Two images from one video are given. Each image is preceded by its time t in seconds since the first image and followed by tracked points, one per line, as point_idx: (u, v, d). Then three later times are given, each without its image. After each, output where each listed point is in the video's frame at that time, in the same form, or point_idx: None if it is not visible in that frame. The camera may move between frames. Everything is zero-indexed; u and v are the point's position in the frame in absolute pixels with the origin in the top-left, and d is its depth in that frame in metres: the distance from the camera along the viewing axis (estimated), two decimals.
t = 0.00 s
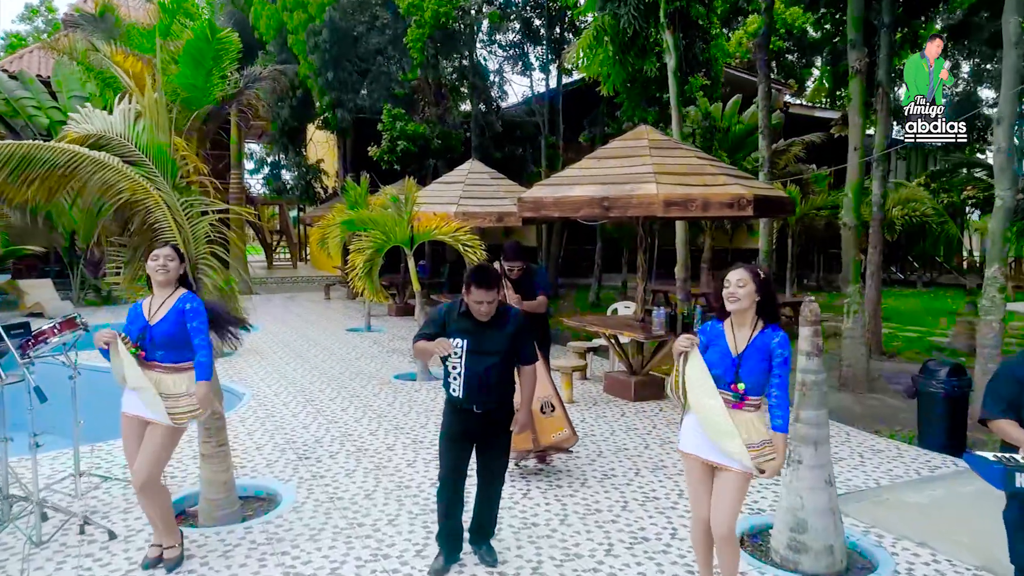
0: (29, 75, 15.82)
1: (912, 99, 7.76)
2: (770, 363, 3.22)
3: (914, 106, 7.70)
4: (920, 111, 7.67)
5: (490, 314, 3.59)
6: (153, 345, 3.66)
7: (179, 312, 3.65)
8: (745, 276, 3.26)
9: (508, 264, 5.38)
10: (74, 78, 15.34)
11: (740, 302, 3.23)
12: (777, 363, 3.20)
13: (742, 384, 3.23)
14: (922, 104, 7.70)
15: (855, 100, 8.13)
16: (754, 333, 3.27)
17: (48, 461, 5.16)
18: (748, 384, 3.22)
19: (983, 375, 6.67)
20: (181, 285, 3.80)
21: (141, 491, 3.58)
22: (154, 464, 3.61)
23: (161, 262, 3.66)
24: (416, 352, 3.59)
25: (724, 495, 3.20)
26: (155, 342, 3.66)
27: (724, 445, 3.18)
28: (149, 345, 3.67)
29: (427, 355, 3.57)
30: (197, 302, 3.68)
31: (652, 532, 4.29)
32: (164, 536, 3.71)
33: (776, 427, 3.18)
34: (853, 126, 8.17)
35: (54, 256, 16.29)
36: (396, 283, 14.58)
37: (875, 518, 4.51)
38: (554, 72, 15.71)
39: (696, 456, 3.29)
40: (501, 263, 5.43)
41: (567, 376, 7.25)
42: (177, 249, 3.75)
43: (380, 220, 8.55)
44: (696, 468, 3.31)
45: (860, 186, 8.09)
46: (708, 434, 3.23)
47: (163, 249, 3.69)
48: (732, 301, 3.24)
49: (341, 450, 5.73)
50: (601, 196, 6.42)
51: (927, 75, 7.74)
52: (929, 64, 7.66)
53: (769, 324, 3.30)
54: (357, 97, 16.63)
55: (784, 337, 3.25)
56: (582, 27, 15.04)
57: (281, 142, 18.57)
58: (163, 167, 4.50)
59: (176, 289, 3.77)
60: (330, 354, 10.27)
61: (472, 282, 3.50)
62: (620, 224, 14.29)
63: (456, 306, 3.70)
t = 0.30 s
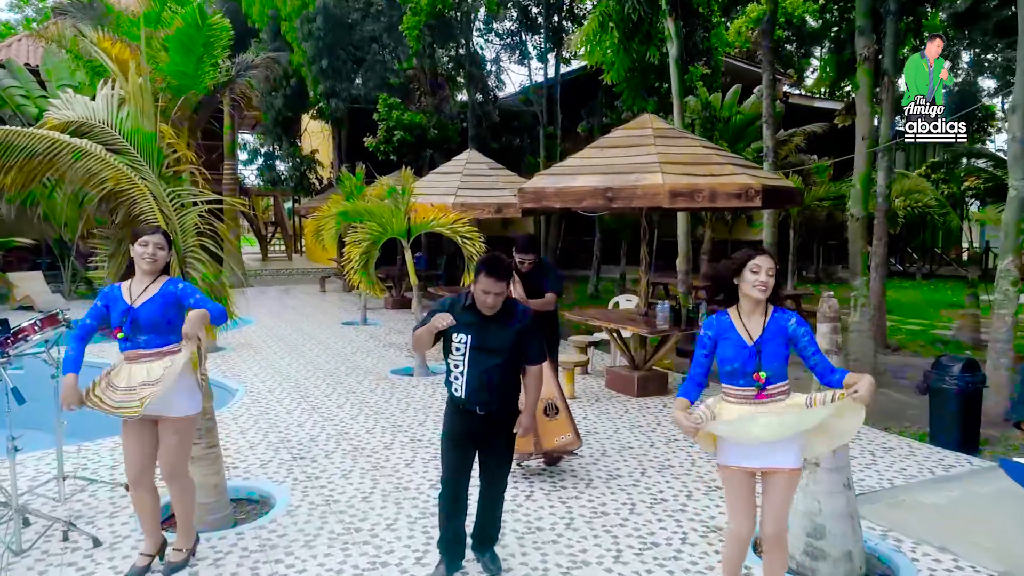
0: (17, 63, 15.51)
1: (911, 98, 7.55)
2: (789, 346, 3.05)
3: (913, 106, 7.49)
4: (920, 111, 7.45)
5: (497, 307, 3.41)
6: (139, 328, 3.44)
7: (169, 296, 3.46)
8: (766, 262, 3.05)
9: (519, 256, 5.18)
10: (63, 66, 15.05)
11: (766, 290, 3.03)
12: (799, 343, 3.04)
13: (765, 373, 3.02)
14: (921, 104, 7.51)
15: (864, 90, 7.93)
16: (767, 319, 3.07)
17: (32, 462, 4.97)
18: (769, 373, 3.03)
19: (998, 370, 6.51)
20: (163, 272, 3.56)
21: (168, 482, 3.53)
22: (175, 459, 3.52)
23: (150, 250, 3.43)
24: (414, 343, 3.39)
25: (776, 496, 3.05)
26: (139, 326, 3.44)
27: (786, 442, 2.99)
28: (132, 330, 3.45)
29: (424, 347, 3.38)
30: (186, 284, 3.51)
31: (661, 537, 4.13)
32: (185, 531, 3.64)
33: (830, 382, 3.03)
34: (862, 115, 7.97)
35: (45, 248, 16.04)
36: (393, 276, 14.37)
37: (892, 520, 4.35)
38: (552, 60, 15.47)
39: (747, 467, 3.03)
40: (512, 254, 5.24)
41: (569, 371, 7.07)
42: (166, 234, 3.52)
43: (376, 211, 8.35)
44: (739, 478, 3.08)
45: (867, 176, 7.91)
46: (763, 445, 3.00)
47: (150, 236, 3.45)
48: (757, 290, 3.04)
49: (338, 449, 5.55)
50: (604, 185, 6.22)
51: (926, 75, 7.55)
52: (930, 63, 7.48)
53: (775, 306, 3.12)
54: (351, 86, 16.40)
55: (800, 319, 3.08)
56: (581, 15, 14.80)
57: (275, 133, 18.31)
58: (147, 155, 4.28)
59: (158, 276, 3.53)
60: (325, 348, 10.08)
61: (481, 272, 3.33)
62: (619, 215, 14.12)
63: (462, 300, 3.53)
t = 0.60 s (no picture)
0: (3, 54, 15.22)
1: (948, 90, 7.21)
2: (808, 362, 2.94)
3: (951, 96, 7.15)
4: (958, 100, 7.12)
5: (503, 306, 3.24)
6: (134, 346, 3.26)
7: (164, 314, 3.29)
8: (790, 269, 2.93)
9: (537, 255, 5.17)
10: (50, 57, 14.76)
11: (788, 299, 2.90)
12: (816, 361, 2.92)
13: (778, 387, 2.94)
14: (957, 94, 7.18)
15: (870, 81, 7.78)
16: (787, 331, 2.96)
17: (12, 467, 4.79)
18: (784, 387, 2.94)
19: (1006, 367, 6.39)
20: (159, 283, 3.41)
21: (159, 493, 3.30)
22: (168, 469, 3.30)
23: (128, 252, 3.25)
24: (414, 340, 3.29)
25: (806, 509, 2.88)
26: (135, 342, 3.26)
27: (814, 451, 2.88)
28: (128, 346, 3.27)
29: (424, 345, 3.28)
30: (181, 304, 3.32)
31: (669, 544, 3.98)
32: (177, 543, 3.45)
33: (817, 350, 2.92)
34: (867, 106, 7.81)
35: (33, 242, 15.78)
36: (387, 271, 14.17)
37: (907, 525, 4.22)
38: (549, 52, 15.27)
39: (778, 482, 2.86)
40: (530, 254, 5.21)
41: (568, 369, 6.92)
42: (150, 238, 3.34)
43: (371, 205, 8.16)
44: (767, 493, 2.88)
45: (872, 170, 7.75)
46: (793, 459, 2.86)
47: (131, 238, 3.27)
48: (778, 298, 2.91)
49: (332, 451, 5.37)
50: (606, 179, 6.06)
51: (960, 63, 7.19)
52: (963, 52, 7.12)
53: (798, 319, 3.00)
54: (345, 78, 16.18)
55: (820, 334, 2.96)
56: (578, 6, 14.60)
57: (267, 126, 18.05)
58: (131, 146, 4.09)
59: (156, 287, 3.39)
60: (318, 345, 9.90)
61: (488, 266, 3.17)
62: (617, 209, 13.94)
63: (468, 297, 3.35)
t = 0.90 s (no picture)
0: None
1: None
2: (824, 366, 2.69)
3: None
4: None
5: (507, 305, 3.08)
6: (109, 338, 3.10)
7: (142, 306, 3.08)
8: (796, 263, 2.77)
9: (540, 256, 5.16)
10: (34, 50, 14.49)
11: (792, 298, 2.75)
12: (830, 364, 2.67)
13: (783, 384, 2.76)
14: None
15: (871, 75, 7.65)
16: (807, 328, 2.75)
17: None
18: (792, 385, 2.74)
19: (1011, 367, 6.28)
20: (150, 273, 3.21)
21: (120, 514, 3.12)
22: (128, 487, 3.12)
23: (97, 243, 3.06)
24: (410, 342, 3.13)
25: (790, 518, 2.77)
26: (110, 335, 3.09)
27: (788, 462, 2.71)
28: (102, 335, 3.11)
29: (420, 346, 3.11)
30: (167, 294, 3.11)
31: (674, 553, 3.84)
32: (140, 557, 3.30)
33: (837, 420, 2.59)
34: (869, 101, 7.69)
35: (17, 239, 15.49)
36: (379, 268, 13.99)
37: (918, 532, 4.10)
38: (542, 46, 15.09)
39: (753, 479, 2.82)
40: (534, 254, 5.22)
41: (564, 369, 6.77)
42: (124, 226, 3.13)
43: (362, 201, 7.97)
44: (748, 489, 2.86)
45: (873, 166, 7.63)
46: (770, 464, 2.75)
47: (104, 230, 3.11)
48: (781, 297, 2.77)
49: (323, 455, 5.20)
50: (604, 175, 5.91)
51: None
52: None
53: (828, 320, 2.77)
54: (335, 73, 15.95)
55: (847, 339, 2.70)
56: None
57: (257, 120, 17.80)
58: (110, 138, 3.89)
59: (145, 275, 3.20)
60: (308, 344, 9.71)
61: (491, 262, 3.03)
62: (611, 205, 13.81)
63: (468, 297, 3.20)
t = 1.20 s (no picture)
0: None
1: None
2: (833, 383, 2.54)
3: None
4: None
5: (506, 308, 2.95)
6: (71, 353, 2.96)
7: (101, 315, 2.93)
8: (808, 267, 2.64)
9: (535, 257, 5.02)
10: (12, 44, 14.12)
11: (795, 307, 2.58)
12: (840, 379, 2.53)
13: (793, 404, 2.59)
14: None
15: (868, 72, 7.55)
16: (812, 343, 2.60)
17: None
18: (801, 406, 2.59)
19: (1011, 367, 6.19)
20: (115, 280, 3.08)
21: (68, 537, 2.97)
22: (84, 505, 2.98)
23: (77, 252, 2.94)
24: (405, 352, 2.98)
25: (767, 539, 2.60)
26: (73, 351, 2.95)
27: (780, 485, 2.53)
28: (65, 352, 2.97)
29: (416, 353, 2.95)
30: (122, 300, 2.94)
31: (676, 566, 3.70)
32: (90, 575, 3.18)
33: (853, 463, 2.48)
34: (865, 98, 7.58)
35: None
36: (366, 267, 13.78)
37: (926, 540, 3.98)
38: (531, 43, 14.93)
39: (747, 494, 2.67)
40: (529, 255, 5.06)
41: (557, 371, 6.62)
42: (105, 236, 3.02)
43: (350, 200, 7.78)
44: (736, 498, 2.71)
45: (869, 164, 7.53)
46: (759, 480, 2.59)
47: (85, 238, 2.96)
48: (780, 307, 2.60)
49: (311, 462, 5.03)
50: (600, 172, 5.75)
51: None
52: None
53: (835, 333, 2.61)
54: (322, 69, 15.70)
55: (853, 350, 2.56)
56: None
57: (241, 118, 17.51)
58: (83, 132, 3.69)
59: (110, 283, 3.06)
60: (294, 345, 9.50)
61: (489, 262, 2.90)
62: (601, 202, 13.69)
63: (465, 301, 3.05)
